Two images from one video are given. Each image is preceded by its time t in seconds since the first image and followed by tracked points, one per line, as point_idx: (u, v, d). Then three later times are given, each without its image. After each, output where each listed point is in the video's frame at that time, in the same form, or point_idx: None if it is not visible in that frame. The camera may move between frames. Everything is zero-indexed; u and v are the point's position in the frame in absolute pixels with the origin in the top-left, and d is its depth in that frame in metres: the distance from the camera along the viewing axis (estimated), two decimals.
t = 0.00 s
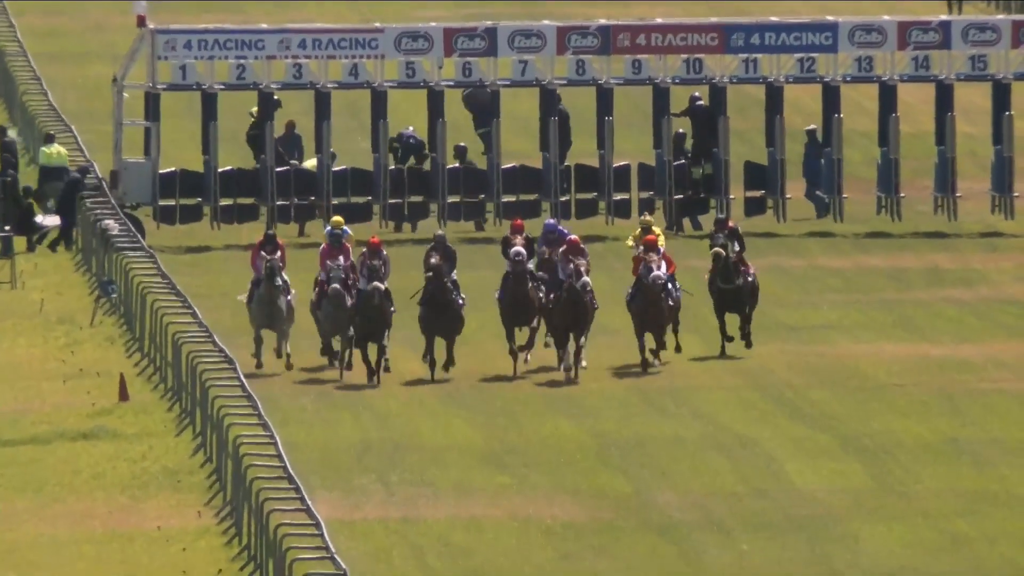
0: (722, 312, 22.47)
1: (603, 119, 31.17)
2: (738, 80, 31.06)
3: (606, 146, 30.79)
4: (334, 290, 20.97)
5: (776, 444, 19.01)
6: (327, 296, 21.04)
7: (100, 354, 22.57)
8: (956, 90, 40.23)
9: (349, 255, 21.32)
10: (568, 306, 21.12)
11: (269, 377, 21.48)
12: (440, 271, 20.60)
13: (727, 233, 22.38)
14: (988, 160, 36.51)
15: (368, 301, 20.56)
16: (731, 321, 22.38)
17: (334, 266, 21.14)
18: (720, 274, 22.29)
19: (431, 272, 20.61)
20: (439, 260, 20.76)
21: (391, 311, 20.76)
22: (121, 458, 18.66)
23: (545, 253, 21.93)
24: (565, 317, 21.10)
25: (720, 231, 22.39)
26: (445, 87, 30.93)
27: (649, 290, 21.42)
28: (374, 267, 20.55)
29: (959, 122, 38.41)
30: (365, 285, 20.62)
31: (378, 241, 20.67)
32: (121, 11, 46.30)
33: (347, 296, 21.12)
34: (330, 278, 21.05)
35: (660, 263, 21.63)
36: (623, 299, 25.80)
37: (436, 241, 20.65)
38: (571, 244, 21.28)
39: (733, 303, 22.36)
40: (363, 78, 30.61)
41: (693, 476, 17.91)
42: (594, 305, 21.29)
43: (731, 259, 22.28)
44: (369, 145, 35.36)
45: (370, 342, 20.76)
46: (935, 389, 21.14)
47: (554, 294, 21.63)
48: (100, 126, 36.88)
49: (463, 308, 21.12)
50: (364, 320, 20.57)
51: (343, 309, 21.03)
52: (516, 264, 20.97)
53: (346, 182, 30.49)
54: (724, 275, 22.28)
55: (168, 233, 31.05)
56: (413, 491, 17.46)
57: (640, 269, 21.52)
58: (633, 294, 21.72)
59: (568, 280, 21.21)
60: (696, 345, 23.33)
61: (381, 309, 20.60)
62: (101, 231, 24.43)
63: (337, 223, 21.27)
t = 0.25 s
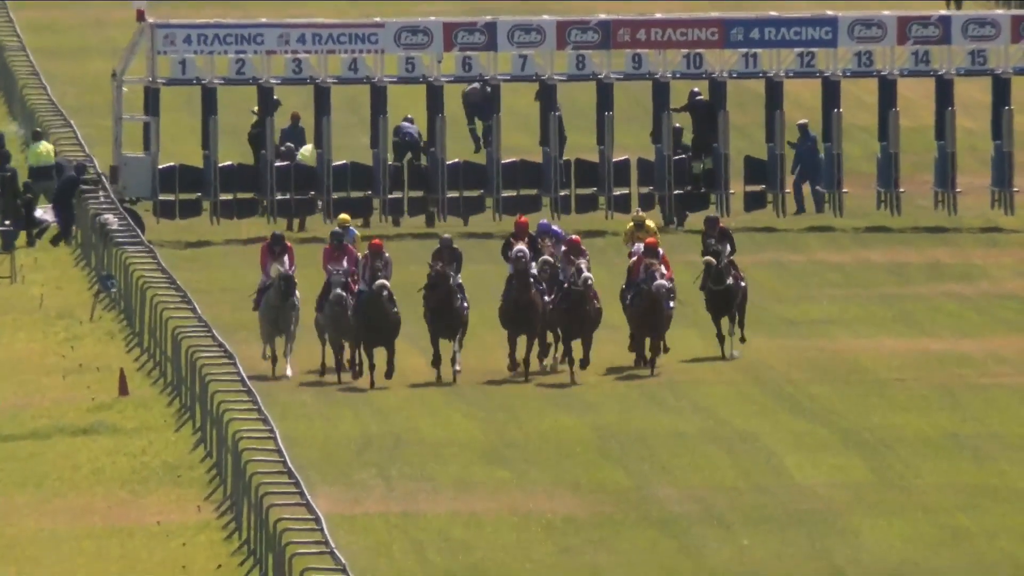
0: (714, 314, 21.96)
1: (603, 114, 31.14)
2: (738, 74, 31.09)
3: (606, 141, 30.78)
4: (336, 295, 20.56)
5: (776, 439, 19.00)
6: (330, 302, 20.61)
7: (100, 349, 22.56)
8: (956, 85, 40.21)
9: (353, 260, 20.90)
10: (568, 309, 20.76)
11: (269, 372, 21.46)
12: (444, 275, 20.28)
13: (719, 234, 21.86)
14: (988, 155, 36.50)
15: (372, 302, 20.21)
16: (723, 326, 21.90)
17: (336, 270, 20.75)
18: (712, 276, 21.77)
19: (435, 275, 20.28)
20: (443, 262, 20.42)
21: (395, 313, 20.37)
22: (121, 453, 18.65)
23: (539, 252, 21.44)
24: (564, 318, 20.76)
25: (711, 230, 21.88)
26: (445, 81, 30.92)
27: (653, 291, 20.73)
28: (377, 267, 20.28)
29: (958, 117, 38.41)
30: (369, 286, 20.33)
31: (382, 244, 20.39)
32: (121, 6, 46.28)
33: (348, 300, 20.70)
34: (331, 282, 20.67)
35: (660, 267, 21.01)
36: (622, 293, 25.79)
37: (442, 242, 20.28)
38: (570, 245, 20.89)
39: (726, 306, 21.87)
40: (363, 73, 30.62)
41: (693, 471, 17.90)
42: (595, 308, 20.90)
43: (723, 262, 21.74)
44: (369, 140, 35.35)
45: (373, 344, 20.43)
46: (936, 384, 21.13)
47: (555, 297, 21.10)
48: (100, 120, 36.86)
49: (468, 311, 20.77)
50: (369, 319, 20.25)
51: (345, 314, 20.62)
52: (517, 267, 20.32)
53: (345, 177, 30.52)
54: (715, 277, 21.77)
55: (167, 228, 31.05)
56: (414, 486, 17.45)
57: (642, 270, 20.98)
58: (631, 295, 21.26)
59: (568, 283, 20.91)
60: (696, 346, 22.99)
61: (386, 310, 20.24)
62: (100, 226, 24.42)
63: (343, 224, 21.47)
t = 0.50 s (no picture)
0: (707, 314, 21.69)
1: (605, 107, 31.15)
2: (739, 68, 31.09)
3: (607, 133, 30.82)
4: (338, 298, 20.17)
5: (777, 432, 19.01)
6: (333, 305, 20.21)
7: (101, 343, 22.58)
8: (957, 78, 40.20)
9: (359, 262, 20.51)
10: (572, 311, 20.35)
11: (271, 366, 21.48)
12: (451, 271, 19.99)
13: (708, 233, 21.69)
14: (989, 148, 36.50)
15: (377, 304, 20.06)
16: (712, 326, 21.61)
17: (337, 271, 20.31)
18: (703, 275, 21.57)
19: (442, 271, 20.01)
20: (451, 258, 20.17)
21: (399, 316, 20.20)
22: (122, 446, 18.66)
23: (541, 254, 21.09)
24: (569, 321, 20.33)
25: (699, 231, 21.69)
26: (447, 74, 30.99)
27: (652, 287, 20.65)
28: (384, 269, 20.06)
29: (960, 110, 38.40)
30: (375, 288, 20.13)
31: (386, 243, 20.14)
32: None
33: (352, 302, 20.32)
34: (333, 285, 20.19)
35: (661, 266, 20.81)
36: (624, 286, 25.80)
37: (450, 240, 20.17)
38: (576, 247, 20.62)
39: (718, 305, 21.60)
40: (365, 65, 30.61)
41: (695, 465, 17.91)
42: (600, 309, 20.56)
43: (712, 261, 21.61)
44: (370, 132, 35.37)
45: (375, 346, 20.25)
46: (937, 377, 21.13)
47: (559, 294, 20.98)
48: (101, 114, 36.87)
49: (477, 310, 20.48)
50: (372, 322, 20.07)
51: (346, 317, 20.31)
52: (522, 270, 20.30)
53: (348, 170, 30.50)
54: (707, 275, 21.58)
55: (169, 221, 31.06)
56: (415, 479, 17.46)
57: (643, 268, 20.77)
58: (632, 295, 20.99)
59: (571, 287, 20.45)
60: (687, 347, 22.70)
61: (390, 314, 20.08)
62: (102, 219, 24.43)
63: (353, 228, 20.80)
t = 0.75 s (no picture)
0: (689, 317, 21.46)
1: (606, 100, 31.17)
2: (741, 62, 31.06)
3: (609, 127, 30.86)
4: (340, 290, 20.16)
5: (778, 426, 19.02)
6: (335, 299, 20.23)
7: (102, 337, 22.58)
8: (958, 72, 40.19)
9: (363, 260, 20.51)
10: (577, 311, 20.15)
11: (272, 361, 21.49)
12: (454, 276, 19.87)
13: (694, 235, 21.29)
14: (990, 142, 36.50)
15: (381, 297, 20.05)
16: (708, 331, 21.41)
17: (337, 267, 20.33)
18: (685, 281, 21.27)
19: (444, 275, 19.88)
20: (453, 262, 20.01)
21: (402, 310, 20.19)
22: (123, 440, 18.67)
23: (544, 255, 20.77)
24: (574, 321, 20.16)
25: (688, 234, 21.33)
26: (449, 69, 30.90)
27: (653, 289, 20.23)
28: (386, 262, 20.20)
29: (960, 104, 38.39)
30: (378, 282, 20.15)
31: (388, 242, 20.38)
32: None
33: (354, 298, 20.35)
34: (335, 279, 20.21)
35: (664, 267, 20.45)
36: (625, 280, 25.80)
37: (456, 244, 20.01)
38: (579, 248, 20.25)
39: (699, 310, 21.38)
40: (366, 60, 30.58)
41: (695, 459, 17.92)
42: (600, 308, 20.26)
43: (694, 266, 21.24)
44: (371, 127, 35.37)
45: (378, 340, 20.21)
46: (938, 371, 21.14)
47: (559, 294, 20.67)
48: (102, 108, 36.87)
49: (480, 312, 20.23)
50: (375, 314, 20.04)
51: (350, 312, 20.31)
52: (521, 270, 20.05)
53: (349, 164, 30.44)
54: (691, 282, 21.27)
55: (170, 215, 31.06)
56: (417, 473, 17.47)
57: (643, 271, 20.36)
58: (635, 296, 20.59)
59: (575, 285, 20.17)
60: (687, 345, 22.60)
61: (393, 306, 20.06)
62: (103, 213, 24.44)
63: (358, 228, 20.96)
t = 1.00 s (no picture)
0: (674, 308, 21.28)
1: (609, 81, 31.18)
2: (742, 43, 31.02)
3: (611, 107, 30.87)
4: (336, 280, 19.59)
5: (779, 407, 19.03)
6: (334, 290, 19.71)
7: (104, 318, 22.60)
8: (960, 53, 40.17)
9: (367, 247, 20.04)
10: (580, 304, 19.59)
11: (273, 343, 21.52)
12: (462, 264, 19.46)
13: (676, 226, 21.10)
14: (992, 123, 36.48)
15: (386, 289, 19.52)
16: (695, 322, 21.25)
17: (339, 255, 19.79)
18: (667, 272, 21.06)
19: (452, 264, 19.47)
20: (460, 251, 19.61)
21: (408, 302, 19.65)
22: (125, 421, 18.69)
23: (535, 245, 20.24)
24: (576, 314, 19.60)
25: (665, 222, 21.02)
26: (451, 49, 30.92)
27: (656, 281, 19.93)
28: (392, 253, 19.60)
29: (963, 85, 38.37)
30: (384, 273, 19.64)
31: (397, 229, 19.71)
32: None
33: (354, 289, 19.81)
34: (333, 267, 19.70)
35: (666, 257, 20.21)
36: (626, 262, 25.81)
37: (464, 233, 19.56)
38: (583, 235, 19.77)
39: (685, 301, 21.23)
40: (368, 41, 30.55)
41: (697, 440, 17.93)
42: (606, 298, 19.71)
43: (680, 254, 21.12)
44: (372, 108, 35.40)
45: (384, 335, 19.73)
46: (939, 352, 21.15)
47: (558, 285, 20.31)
48: (104, 88, 36.87)
49: (485, 299, 19.87)
50: (380, 307, 19.53)
51: (349, 301, 19.75)
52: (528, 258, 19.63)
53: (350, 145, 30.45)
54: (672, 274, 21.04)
55: (172, 196, 31.07)
56: (418, 455, 17.49)
57: (647, 260, 20.18)
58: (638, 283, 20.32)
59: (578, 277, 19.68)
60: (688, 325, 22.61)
61: (400, 300, 19.54)
62: (104, 194, 24.43)
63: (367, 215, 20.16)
